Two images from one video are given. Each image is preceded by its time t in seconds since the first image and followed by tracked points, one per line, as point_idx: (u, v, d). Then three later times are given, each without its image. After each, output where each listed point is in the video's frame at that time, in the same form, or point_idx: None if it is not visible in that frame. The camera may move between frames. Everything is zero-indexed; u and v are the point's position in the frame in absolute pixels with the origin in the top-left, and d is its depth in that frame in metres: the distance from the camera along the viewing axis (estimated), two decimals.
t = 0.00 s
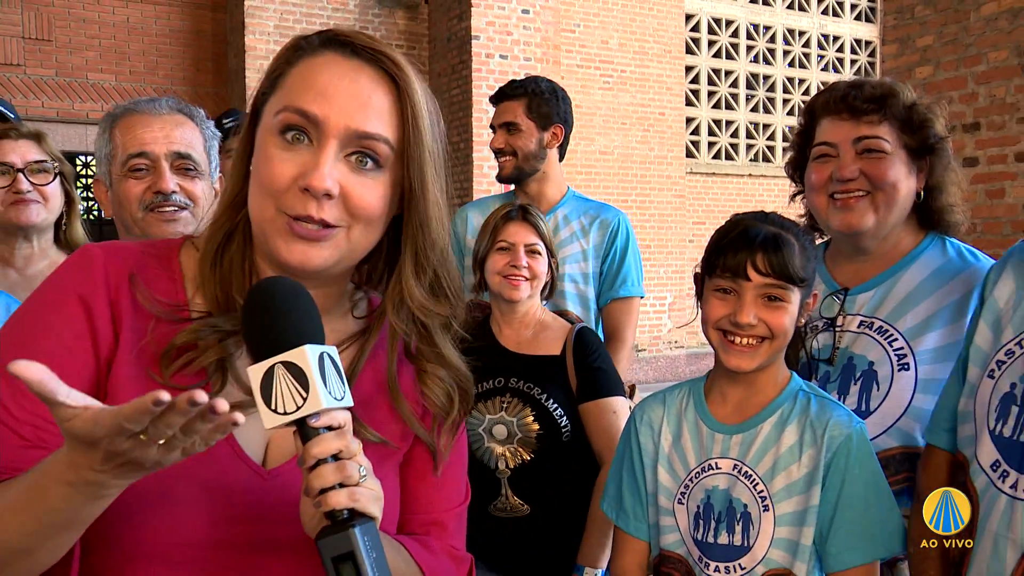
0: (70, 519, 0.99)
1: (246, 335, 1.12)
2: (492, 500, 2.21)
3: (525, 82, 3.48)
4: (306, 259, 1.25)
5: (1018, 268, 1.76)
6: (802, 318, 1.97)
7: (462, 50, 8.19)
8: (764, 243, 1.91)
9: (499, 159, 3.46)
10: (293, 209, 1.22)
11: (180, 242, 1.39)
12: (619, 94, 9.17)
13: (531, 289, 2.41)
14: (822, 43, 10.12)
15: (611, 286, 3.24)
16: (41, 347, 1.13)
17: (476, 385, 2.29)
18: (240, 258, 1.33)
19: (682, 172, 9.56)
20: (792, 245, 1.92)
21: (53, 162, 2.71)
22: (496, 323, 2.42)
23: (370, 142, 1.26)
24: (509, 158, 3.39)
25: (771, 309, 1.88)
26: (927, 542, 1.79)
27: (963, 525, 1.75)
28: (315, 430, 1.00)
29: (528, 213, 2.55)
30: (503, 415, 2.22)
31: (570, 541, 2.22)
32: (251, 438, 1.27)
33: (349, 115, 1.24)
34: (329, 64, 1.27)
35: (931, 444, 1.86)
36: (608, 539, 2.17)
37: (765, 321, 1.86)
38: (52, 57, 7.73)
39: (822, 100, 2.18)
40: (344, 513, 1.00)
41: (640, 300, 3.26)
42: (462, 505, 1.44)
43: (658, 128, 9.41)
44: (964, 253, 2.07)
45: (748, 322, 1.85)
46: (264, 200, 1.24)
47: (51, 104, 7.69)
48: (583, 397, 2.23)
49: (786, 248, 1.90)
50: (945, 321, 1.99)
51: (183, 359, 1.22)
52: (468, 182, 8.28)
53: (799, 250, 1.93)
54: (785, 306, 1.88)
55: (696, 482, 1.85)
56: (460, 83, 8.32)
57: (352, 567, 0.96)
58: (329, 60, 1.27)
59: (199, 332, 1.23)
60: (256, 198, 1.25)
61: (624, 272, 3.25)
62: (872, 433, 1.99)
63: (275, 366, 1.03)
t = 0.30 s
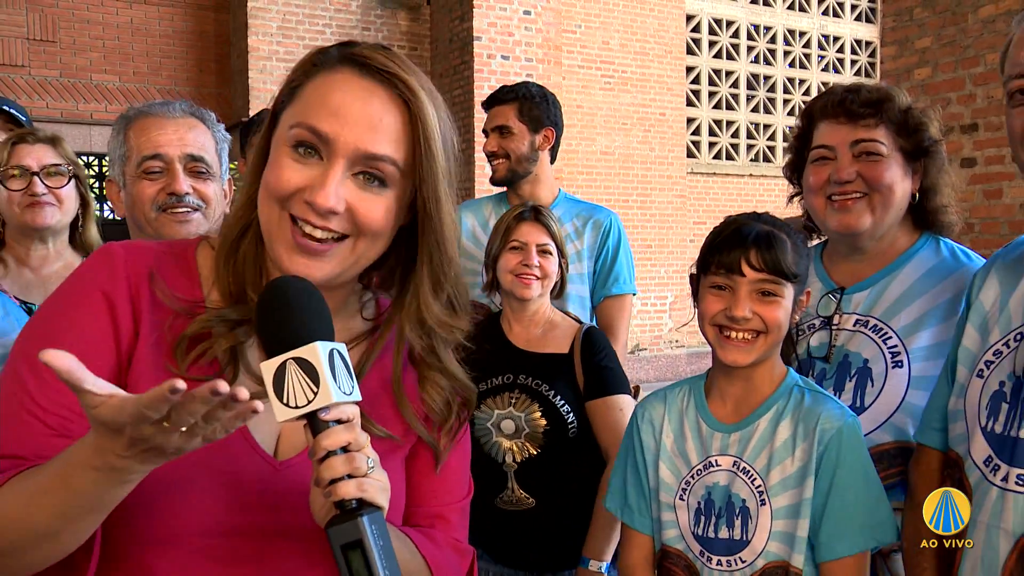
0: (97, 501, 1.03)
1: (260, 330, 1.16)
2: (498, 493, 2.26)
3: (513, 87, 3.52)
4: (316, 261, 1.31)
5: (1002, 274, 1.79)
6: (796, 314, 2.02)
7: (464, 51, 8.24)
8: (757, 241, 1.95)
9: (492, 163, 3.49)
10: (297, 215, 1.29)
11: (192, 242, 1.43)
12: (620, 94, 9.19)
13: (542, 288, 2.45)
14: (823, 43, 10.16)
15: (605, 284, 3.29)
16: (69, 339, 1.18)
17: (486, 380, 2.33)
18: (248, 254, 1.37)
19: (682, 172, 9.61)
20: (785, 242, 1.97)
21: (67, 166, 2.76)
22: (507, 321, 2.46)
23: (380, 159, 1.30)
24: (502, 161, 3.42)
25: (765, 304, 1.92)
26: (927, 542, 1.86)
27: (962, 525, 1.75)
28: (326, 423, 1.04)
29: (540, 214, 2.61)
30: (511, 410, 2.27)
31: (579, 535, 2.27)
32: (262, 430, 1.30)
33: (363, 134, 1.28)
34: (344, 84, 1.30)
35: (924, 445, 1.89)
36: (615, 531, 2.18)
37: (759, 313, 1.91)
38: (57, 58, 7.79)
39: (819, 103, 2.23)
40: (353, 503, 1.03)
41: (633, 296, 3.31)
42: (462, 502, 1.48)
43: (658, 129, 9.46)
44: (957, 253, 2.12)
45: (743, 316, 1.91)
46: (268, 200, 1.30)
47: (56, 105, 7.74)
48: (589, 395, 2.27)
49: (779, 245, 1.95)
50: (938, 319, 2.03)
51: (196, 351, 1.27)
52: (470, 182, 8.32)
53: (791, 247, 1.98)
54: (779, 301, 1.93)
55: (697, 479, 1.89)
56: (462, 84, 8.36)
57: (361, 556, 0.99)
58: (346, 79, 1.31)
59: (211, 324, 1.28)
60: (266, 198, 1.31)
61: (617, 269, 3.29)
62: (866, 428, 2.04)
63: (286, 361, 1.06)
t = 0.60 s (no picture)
0: (106, 479, 1.05)
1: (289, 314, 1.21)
2: (502, 487, 2.30)
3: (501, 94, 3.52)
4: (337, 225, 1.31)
5: (1018, 266, 1.79)
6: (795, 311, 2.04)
7: (468, 51, 8.28)
8: (752, 239, 1.99)
9: (489, 168, 3.48)
10: (316, 186, 1.29)
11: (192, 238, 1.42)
12: (623, 95, 9.23)
13: (551, 287, 2.50)
14: (825, 43, 10.20)
15: (603, 279, 3.33)
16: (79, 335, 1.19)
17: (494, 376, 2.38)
18: (253, 244, 1.39)
19: (685, 172, 9.64)
20: (778, 240, 2.00)
21: (81, 170, 2.79)
22: (516, 318, 2.50)
23: (395, 123, 1.35)
24: (503, 165, 3.42)
25: (760, 300, 1.96)
26: (928, 542, 1.92)
27: (963, 527, 1.80)
28: (348, 401, 1.09)
29: (550, 215, 2.65)
30: (518, 405, 2.30)
31: (587, 534, 2.26)
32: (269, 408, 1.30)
33: (379, 105, 1.34)
34: (356, 63, 1.37)
35: (933, 434, 1.92)
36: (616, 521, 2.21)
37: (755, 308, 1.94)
38: (63, 59, 7.84)
39: (821, 107, 2.27)
40: (372, 478, 1.08)
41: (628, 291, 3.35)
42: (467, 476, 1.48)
43: (661, 129, 9.49)
44: (954, 253, 2.15)
45: (738, 311, 1.95)
46: (288, 176, 1.31)
47: (62, 105, 7.79)
48: (598, 393, 2.31)
49: (772, 243, 1.99)
50: (934, 318, 2.07)
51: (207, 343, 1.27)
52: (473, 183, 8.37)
53: (785, 245, 2.01)
54: (773, 296, 1.96)
55: (702, 470, 1.94)
56: (465, 84, 8.40)
57: (379, 524, 1.06)
58: (358, 59, 1.37)
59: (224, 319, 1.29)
60: (287, 172, 1.31)
61: (615, 265, 3.34)
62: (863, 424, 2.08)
63: (313, 340, 1.09)
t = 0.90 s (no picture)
0: (116, 457, 1.03)
1: (288, 254, 1.35)
2: (508, 484, 2.33)
3: (500, 102, 3.51)
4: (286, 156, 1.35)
5: None
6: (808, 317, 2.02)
7: (472, 53, 8.32)
8: (757, 245, 2.00)
9: (501, 173, 3.44)
10: (253, 126, 1.32)
11: (144, 240, 1.42)
12: (627, 97, 9.28)
13: (557, 287, 2.54)
14: (828, 45, 10.23)
15: (606, 277, 3.39)
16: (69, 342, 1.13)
17: (500, 374, 2.45)
18: (199, 223, 1.41)
19: (689, 173, 9.68)
20: (786, 244, 2.00)
21: (103, 180, 2.98)
22: (524, 318, 2.56)
23: (297, 62, 1.42)
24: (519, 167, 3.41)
25: (765, 303, 1.96)
26: (927, 543, 1.94)
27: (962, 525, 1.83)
28: (379, 307, 1.31)
29: (554, 217, 2.66)
30: (524, 402, 2.37)
31: (590, 532, 2.29)
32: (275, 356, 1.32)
33: (273, 45, 1.40)
34: (243, 20, 1.42)
35: (943, 428, 1.96)
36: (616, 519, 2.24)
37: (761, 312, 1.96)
38: (70, 62, 7.89)
39: (826, 111, 2.31)
40: (424, 363, 1.29)
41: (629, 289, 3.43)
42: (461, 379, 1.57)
43: (665, 130, 9.52)
44: (954, 254, 2.18)
45: (741, 314, 1.97)
46: (223, 129, 1.31)
47: (69, 108, 7.85)
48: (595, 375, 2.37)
49: (778, 247, 1.98)
50: (936, 317, 2.09)
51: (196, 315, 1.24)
52: (479, 184, 8.41)
53: (795, 249, 2.00)
54: (779, 300, 1.96)
55: (716, 466, 1.97)
56: (470, 86, 8.45)
57: (450, 398, 1.28)
58: (243, 18, 1.42)
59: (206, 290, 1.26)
60: (220, 131, 1.32)
61: (618, 264, 3.40)
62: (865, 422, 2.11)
63: (330, 266, 1.30)
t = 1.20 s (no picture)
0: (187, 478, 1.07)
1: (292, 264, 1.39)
2: (513, 479, 2.37)
3: (528, 99, 3.57)
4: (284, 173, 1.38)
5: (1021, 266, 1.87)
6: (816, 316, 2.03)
7: (478, 54, 8.36)
8: (762, 246, 2.03)
9: (525, 171, 3.46)
10: (251, 150, 1.35)
11: (155, 244, 1.42)
12: (632, 97, 9.31)
13: (561, 283, 2.58)
14: (833, 45, 10.25)
15: (626, 279, 3.39)
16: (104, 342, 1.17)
17: (506, 372, 2.49)
18: (212, 228, 1.44)
19: (694, 173, 9.71)
20: (792, 244, 2.02)
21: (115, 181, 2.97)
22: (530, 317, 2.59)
23: (276, 74, 1.43)
24: (543, 165, 3.43)
25: (771, 302, 1.99)
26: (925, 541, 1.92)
27: (961, 525, 1.80)
28: (380, 311, 1.33)
29: (554, 216, 2.69)
30: (528, 401, 2.41)
31: (593, 527, 2.33)
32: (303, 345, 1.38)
33: (249, 63, 1.39)
34: (212, 40, 1.40)
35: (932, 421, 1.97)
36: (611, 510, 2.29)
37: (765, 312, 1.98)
38: (79, 63, 7.95)
39: (835, 113, 2.34)
40: (424, 362, 1.34)
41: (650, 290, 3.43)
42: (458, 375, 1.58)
43: (670, 130, 9.55)
44: (959, 255, 2.19)
45: (747, 313, 2.00)
46: (223, 160, 1.35)
47: (78, 108, 7.92)
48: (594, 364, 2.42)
49: (783, 247, 2.01)
50: (939, 315, 2.13)
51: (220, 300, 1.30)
52: (485, 184, 8.45)
53: (801, 249, 2.02)
54: (784, 300, 1.98)
55: (723, 458, 2.01)
56: (476, 87, 8.49)
57: (452, 392, 1.34)
58: (209, 36, 1.40)
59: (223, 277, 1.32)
60: (220, 161, 1.35)
61: (637, 266, 3.41)
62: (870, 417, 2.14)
63: (332, 274, 1.31)
